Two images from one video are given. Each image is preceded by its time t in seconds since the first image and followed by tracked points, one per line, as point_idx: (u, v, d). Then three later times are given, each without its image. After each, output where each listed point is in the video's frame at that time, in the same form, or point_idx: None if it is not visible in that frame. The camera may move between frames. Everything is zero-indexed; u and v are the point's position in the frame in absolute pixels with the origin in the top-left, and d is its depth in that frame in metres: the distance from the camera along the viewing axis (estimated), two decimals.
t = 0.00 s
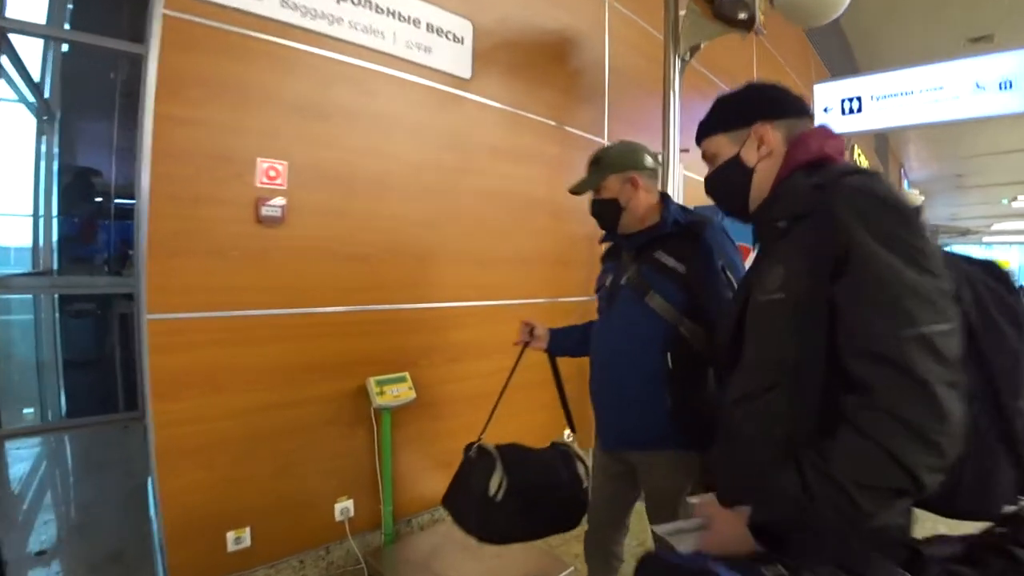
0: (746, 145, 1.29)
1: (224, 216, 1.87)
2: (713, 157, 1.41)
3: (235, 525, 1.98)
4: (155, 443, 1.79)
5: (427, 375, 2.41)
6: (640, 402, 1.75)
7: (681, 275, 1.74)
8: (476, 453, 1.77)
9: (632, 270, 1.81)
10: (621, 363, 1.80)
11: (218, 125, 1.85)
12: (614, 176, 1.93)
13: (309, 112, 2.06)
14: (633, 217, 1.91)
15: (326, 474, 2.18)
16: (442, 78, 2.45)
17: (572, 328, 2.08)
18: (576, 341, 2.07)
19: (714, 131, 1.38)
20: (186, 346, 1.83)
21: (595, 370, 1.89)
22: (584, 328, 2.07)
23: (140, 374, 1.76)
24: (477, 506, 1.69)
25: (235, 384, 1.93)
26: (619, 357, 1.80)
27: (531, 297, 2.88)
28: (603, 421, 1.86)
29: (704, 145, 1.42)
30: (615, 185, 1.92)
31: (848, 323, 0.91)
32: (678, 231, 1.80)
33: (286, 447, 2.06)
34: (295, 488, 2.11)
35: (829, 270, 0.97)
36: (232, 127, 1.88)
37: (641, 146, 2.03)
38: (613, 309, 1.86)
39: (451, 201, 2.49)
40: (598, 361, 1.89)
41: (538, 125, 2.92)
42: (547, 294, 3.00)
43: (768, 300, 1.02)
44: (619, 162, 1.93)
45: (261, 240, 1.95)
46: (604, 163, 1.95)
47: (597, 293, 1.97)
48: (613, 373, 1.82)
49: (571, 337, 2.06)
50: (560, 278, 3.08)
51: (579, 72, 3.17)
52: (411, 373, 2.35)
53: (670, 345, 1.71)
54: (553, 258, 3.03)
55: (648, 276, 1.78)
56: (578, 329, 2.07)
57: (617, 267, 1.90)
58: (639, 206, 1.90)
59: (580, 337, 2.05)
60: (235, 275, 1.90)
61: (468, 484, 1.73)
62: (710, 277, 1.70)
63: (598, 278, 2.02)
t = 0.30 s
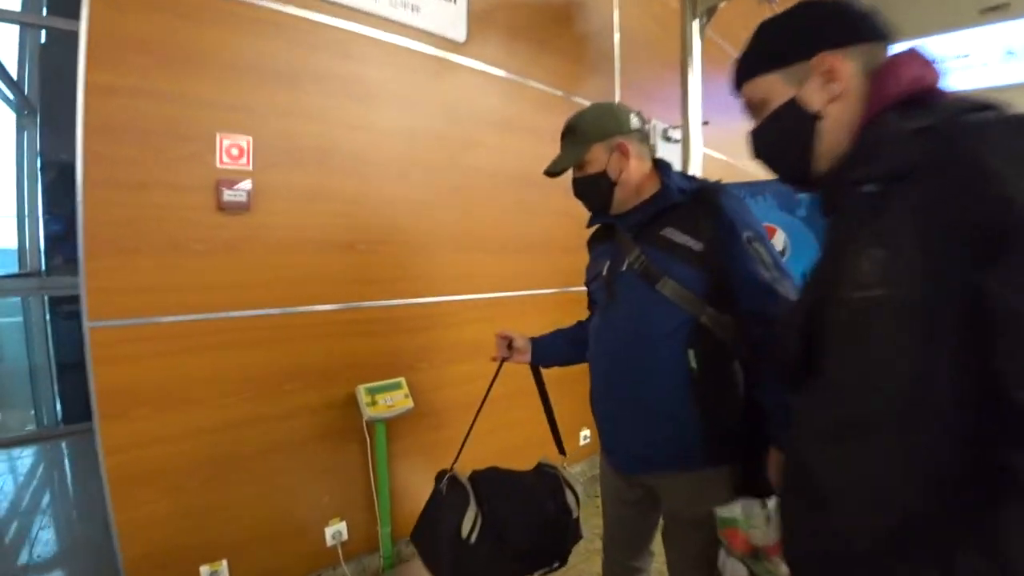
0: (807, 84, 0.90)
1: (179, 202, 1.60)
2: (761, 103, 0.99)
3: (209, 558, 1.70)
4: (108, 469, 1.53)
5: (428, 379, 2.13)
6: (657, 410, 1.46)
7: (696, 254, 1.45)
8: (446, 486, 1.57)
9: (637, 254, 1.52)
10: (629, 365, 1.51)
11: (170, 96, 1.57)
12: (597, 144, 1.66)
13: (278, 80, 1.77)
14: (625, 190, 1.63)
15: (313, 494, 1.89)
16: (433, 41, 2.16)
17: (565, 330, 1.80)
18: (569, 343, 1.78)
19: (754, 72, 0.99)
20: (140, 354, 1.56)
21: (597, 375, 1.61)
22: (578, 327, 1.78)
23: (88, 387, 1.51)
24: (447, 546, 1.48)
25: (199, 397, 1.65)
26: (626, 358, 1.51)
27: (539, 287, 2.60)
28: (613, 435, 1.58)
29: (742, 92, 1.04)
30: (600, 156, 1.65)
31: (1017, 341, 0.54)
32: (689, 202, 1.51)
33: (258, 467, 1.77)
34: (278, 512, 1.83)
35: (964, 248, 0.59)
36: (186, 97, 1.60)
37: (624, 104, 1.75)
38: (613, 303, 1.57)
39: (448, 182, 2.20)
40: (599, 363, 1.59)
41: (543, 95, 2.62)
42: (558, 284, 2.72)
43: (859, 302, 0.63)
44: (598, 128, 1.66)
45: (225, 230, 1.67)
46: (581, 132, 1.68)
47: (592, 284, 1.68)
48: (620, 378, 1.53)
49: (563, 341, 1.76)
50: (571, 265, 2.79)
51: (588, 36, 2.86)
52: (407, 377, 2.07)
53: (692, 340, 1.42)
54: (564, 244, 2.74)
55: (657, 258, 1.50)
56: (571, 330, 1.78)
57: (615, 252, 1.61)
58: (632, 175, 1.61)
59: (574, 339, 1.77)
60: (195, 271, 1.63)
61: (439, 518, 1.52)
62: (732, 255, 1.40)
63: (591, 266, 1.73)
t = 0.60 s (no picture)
0: (933, 22, 0.63)
1: (153, 189, 1.40)
2: (865, 57, 0.71)
3: None
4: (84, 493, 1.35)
5: (442, 378, 1.93)
6: (701, 422, 1.23)
7: (744, 235, 1.22)
8: (448, 514, 1.40)
9: (670, 237, 1.28)
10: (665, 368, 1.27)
11: (137, 65, 1.37)
12: (613, 107, 1.42)
13: (264, 45, 1.56)
14: (648, 161, 1.41)
15: (317, 509, 1.70)
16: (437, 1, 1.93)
17: (578, 330, 1.56)
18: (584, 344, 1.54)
19: (840, 20, 0.71)
20: (114, 362, 1.37)
21: (623, 380, 1.38)
22: (593, 324, 1.55)
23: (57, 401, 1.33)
24: None
25: (183, 409, 1.46)
26: (661, 360, 1.28)
27: (560, 273, 2.39)
28: (644, 451, 1.34)
29: (832, 47, 0.74)
30: (617, 121, 1.41)
31: None
32: (731, 173, 1.28)
33: (255, 483, 1.59)
34: (279, 531, 1.64)
35: None
36: (156, 67, 1.40)
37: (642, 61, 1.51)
38: (640, 296, 1.33)
39: (458, 159, 1.98)
40: (626, 365, 1.36)
41: (560, 62, 2.38)
42: (580, 270, 2.50)
43: None
44: (614, 87, 1.42)
45: (207, 218, 1.48)
46: (595, 91, 1.43)
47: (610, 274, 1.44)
48: (652, 384, 1.30)
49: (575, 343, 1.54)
50: (593, 248, 2.57)
51: None
52: (419, 376, 1.86)
53: (744, 337, 1.19)
54: (586, 227, 2.52)
55: (695, 241, 1.26)
56: (584, 330, 1.55)
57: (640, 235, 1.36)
58: (657, 143, 1.38)
59: (589, 339, 1.54)
60: (174, 266, 1.44)
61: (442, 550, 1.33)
62: (789, 234, 1.17)
63: (607, 252, 1.48)
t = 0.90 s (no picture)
0: None
1: (144, 164, 1.26)
2: None
3: None
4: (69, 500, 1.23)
5: (464, 375, 1.77)
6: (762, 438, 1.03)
7: (805, 215, 1.01)
8: (467, 554, 1.26)
9: (717, 222, 1.07)
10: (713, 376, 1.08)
11: (126, 26, 1.22)
12: (642, 74, 1.17)
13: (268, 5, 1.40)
14: (688, 135, 1.17)
15: (325, 518, 1.53)
16: None
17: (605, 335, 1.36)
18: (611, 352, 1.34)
19: None
20: (98, 357, 1.24)
21: (664, 389, 1.18)
22: (621, 328, 1.34)
23: (36, 400, 1.20)
24: None
25: (175, 408, 1.33)
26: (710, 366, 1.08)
27: (588, 263, 2.21)
28: (693, 472, 1.15)
29: None
30: (650, 89, 1.17)
31: None
32: (785, 143, 1.07)
33: (249, 492, 1.42)
34: (282, 541, 1.47)
35: None
36: (148, 26, 1.25)
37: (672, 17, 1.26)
38: (681, 292, 1.12)
39: (480, 138, 1.82)
40: (665, 371, 1.17)
41: (590, 34, 2.19)
42: (610, 260, 2.33)
43: None
44: (644, 48, 1.17)
45: (204, 197, 1.33)
46: (621, 56, 1.18)
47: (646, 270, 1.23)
48: (699, 394, 1.10)
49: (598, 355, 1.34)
50: (624, 236, 2.39)
51: None
52: (437, 372, 1.71)
53: (809, 338, 0.98)
54: (616, 214, 2.34)
55: (747, 224, 1.05)
56: (610, 337, 1.34)
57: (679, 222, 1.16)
58: (695, 117, 1.16)
59: (617, 348, 1.33)
60: (167, 250, 1.30)
61: None
62: (859, 210, 0.95)
63: (638, 244, 1.28)
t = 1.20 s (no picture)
0: None
1: (126, 130, 1.10)
2: None
3: None
4: (45, 507, 1.09)
5: (486, 373, 1.59)
6: (855, 478, 0.84)
7: (914, 198, 0.80)
8: None
9: (798, 211, 0.86)
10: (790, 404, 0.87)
11: None
12: (697, 33, 0.95)
13: None
14: (754, 107, 0.94)
15: (331, 526, 1.39)
16: None
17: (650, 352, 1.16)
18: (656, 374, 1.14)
19: None
20: (76, 350, 1.10)
21: (726, 415, 0.98)
22: (668, 344, 1.14)
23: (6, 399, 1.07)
24: None
25: (163, 408, 1.18)
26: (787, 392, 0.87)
27: (634, 250, 1.99)
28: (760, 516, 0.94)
29: None
30: (708, 51, 0.94)
31: None
32: (883, 112, 0.86)
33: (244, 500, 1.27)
34: (283, 552, 1.33)
35: None
36: None
37: None
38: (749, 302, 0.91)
39: (512, 109, 1.62)
40: (727, 391, 0.96)
41: None
42: (659, 247, 2.09)
43: None
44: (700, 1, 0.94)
45: (195, 169, 1.17)
46: (671, 11, 0.96)
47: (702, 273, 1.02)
48: (772, 421, 0.90)
49: (640, 381, 1.15)
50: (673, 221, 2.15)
51: None
52: (456, 369, 1.54)
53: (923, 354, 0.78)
54: (665, 197, 2.10)
55: (841, 214, 0.85)
56: (657, 355, 1.15)
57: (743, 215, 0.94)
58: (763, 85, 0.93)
59: (663, 368, 1.14)
60: (152, 229, 1.14)
61: None
62: (988, 188, 0.75)
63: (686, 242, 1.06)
